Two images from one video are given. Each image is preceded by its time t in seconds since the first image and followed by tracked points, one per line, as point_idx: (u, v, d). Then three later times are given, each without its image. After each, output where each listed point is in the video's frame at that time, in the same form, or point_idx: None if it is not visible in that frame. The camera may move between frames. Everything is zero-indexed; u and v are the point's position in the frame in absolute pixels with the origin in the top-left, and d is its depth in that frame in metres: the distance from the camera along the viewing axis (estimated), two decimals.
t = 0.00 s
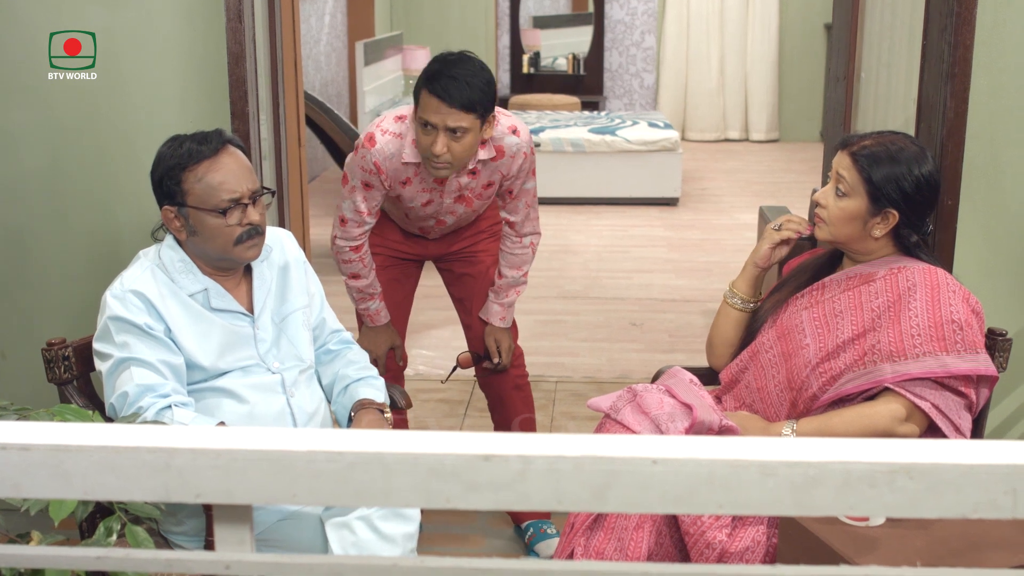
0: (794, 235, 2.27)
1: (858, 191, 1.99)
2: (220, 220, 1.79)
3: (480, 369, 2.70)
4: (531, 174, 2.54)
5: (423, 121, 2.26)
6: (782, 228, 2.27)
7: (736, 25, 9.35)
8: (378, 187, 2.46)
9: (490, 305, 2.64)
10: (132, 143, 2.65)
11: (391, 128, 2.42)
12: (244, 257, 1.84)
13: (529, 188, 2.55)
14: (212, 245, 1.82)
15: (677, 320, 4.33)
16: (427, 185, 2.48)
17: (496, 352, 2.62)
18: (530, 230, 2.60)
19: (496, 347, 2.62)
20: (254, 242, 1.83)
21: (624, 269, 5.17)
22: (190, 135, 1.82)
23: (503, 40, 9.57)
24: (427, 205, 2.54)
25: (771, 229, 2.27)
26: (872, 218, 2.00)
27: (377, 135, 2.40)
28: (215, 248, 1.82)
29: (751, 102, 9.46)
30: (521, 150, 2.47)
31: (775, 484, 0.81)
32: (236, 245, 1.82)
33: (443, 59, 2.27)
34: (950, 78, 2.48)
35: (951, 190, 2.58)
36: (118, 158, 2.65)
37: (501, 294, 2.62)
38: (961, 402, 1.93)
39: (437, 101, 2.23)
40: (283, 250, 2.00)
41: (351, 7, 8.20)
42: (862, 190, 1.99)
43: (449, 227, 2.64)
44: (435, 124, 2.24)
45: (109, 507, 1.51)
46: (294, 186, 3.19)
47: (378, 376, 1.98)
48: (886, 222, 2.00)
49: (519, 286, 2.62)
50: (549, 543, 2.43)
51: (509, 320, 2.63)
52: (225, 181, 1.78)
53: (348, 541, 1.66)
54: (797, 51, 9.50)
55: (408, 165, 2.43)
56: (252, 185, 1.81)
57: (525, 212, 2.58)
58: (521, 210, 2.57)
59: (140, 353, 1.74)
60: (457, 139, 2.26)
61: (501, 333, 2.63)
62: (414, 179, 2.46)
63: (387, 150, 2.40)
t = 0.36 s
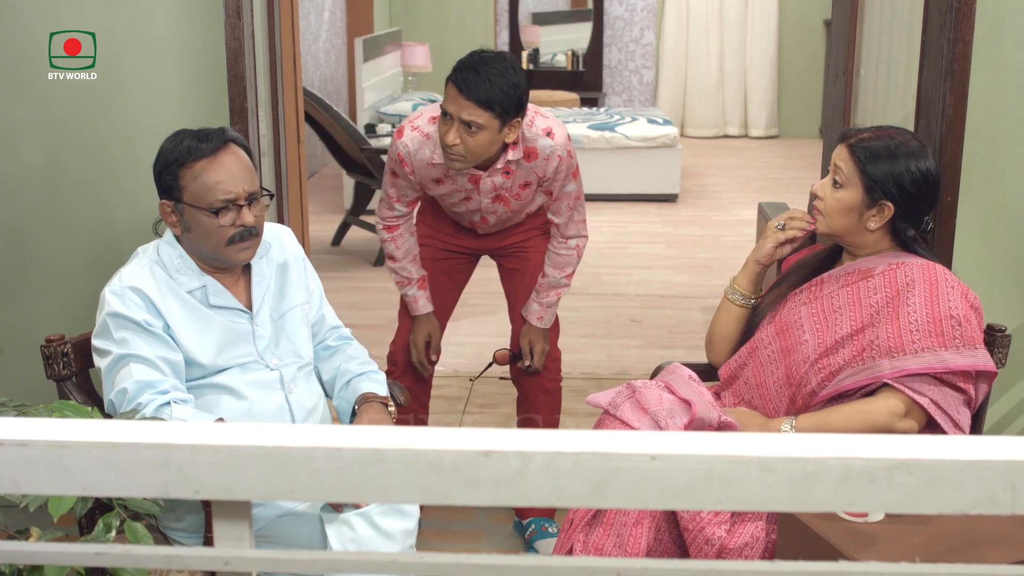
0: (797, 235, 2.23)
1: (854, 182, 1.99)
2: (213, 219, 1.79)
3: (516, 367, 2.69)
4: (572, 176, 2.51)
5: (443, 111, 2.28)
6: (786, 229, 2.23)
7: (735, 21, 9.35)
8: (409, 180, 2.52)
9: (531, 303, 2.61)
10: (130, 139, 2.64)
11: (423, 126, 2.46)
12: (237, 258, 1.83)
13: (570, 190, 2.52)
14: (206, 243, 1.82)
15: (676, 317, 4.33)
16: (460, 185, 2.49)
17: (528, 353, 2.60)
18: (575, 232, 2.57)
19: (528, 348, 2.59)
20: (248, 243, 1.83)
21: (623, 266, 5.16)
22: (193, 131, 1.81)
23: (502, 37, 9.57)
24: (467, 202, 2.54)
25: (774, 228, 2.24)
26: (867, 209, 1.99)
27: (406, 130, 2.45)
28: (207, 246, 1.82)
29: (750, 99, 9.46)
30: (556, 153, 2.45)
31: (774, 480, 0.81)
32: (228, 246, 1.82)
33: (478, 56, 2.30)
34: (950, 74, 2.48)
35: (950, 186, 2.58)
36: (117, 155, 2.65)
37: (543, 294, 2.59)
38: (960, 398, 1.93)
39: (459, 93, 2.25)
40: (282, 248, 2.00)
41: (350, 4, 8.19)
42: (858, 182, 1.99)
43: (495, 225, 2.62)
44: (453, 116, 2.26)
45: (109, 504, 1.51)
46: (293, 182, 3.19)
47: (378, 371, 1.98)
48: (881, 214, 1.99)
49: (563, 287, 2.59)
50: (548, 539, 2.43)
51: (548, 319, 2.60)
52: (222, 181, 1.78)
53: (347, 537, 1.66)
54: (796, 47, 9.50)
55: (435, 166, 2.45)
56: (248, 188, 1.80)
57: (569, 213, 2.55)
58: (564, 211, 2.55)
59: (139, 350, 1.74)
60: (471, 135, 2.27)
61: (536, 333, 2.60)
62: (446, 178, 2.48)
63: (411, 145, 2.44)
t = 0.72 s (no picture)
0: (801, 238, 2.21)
1: (855, 179, 1.99)
2: (211, 219, 1.79)
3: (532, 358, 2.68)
4: (594, 178, 2.48)
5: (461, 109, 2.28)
6: (790, 232, 2.22)
7: (737, 19, 9.34)
8: (435, 165, 2.52)
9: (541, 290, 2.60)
10: (132, 137, 2.64)
11: (445, 116, 2.45)
12: (235, 259, 1.83)
13: (592, 190, 2.49)
14: (204, 243, 1.82)
15: (677, 315, 4.33)
16: (477, 176, 2.49)
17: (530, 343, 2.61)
18: (594, 227, 2.55)
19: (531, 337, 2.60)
20: (246, 243, 1.82)
21: (624, 264, 5.16)
22: (195, 129, 1.81)
23: (504, 35, 9.56)
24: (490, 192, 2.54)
25: (779, 229, 2.23)
26: (868, 206, 1.99)
27: (427, 117, 2.45)
28: (206, 246, 1.82)
29: (752, 97, 9.46)
30: (576, 157, 2.41)
31: (775, 478, 0.81)
32: (227, 246, 1.81)
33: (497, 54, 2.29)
34: (951, 72, 2.46)
35: (952, 184, 2.56)
36: (119, 153, 2.65)
37: (553, 282, 2.58)
38: (962, 396, 1.92)
39: (477, 91, 2.24)
40: (284, 246, 2.00)
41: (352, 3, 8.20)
42: (860, 179, 1.99)
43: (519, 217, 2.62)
44: (472, 114, 2.25)
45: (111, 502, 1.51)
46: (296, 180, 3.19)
47: (379, 370, 1.98)
48: (883, 210, 1.99)
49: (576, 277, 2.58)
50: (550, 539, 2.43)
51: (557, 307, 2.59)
52: (222, 181, 1.78)
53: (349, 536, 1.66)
54: (798, 45, 9.50)
55: (452, 155, 2.46)
56: (247, 188, 1.79)
57: (589, 210, 2.53)
58: (584, 208, 2.52)
59: (140, 348, 1.74)
60: (489, 133, 2.27)
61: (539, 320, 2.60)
62: (465, 168, 2.48)
63: (431, 133, 2.44)
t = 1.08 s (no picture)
0: (806, 242, 2.19)
1: (860, 178, 1.98)
2: (211, 220, 1.79)
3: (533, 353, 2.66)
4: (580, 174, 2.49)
5: (447, 105, 2.28)
6: (795, 235, 2.21)
7: (739, 18, 9.34)
8: (425, 164, 2.53)
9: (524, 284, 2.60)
10: (134, 136, 2.64)
11: (433, 114, 2.45)
12: (235, 259, 1.84)
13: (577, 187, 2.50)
14: (204, 242, 1.82)
15: (679, 314, 4.33)
16: (465, 175, 2.48)
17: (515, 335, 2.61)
18: (578, 224, 2.55)
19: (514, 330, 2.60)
20: (246, 244, 1.83)
21: (626, 263, 5.16)
22: (196, 128, 1.81)
23: (506, 34, 9.56)
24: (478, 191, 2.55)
25: (784, 231, 2.22)
26: (874, 204, 1.99)
27: (416, 116, 2.46)
28: (205, 246, 1.83)
29: (754, 96, 9.45)
30: (564, 155, 2.41)
31: (778, 477, 0.81)
32: (226, 246, 1.82)
33: (482, 50, 2.30)
34: (953, 71, 2.47)
35: (955, 183, 2.56)
36: (121, 152, 2.65)
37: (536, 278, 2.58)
38: (964, 395, 1.92)
39: (462, 86, 2.24)
40: (287, 243, 2.00)
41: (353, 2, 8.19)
42: (865, 178, 1.98)
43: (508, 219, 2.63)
44: (458, 109, 2.26)
45: (113, 501, 1.51)
46: (297, 179, 3.19)
47: (381, 369, 1.98)
48: (888, 209, 1.99)
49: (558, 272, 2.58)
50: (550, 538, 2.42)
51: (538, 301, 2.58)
52: (220, 182, 1.78)
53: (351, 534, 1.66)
54: (800, 44, 9.49)
55: (442, 154, 2.46)
56: (245, 190, 1.79)
57: (574, 207, 2.53)
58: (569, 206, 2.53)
59: (143, 346, 1.74)
60: (476, 127, 2.27)
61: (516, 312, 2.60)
62: (453, 167, 2.48)
63: (420, 132, 2.45)
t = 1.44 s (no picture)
0: (810, 241, 2.19)
1: (867, 179, 1.98)
2: (215, 219, 1.79)
3: (543, 347, 2.65)
4: (573, 180, 2.52)
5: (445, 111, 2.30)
6: (799, 234, 2.21)
7: (743, 17, 9.33)
8: (420, 175, 2.54)
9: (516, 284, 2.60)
10: (138, 136, 2.65)
11: (430, 124, 2.47)
12: (237, 259, 1.84)
13: (570, 192, 2.53)
14: (207, 241, 1.82)
15: (683, 313, 4.33)
16: (462, 183, 2.51)
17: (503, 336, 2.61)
18: (570, 228, 2.58)
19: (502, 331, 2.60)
20: (249, 244, 1.83)
21: (630, 262, 5.16)
22: (204, 126, 1.81)
23: (510, 33, 9.56)
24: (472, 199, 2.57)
25: (788, 230, 2.22)
26: (880, 204, 1.99)
27: (413, 126, 2.48)
28: (207, 244, 1.83)
29: (759, 95, 9.44)
30: (559, 160, 2.44)
31: (781, 476, 0.81)
32: (229, 246, 1.82)
33: (476, 56, 2.32)
34: (958, 70, 2.47)
35: (960, 182, 2.56)
36: (125, 151, 2.66)
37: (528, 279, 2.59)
38: (968, 395, 1.92)
39: (458, 92, 2.26)
40: (292, 242, 2.00)
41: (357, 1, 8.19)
42: (871, 179, 1.98)
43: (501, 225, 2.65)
44: (456, 115, 2.28)
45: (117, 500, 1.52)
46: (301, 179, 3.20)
47: (385, 368, 1.99)
48: (895, 209, 1.99)
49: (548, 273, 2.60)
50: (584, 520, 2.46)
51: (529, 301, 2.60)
52: (225, 181, 1.78)
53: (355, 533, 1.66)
54: (805, 43, 9.48)
55: (439, 162, 2.48)
56: (250, 190, 1.79)
57: (566, 211, 2.55)
58: (561, 211, 2.55)
59: (147, 344, 1.74)
60: (474, 132, 2.29)
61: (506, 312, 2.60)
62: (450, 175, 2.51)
63: (417, 142, 2.47)
